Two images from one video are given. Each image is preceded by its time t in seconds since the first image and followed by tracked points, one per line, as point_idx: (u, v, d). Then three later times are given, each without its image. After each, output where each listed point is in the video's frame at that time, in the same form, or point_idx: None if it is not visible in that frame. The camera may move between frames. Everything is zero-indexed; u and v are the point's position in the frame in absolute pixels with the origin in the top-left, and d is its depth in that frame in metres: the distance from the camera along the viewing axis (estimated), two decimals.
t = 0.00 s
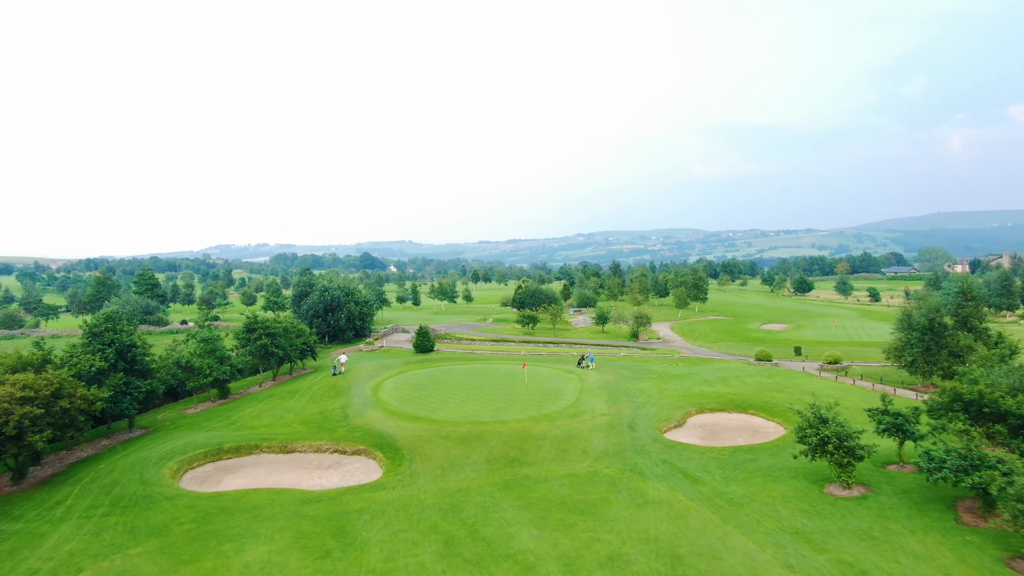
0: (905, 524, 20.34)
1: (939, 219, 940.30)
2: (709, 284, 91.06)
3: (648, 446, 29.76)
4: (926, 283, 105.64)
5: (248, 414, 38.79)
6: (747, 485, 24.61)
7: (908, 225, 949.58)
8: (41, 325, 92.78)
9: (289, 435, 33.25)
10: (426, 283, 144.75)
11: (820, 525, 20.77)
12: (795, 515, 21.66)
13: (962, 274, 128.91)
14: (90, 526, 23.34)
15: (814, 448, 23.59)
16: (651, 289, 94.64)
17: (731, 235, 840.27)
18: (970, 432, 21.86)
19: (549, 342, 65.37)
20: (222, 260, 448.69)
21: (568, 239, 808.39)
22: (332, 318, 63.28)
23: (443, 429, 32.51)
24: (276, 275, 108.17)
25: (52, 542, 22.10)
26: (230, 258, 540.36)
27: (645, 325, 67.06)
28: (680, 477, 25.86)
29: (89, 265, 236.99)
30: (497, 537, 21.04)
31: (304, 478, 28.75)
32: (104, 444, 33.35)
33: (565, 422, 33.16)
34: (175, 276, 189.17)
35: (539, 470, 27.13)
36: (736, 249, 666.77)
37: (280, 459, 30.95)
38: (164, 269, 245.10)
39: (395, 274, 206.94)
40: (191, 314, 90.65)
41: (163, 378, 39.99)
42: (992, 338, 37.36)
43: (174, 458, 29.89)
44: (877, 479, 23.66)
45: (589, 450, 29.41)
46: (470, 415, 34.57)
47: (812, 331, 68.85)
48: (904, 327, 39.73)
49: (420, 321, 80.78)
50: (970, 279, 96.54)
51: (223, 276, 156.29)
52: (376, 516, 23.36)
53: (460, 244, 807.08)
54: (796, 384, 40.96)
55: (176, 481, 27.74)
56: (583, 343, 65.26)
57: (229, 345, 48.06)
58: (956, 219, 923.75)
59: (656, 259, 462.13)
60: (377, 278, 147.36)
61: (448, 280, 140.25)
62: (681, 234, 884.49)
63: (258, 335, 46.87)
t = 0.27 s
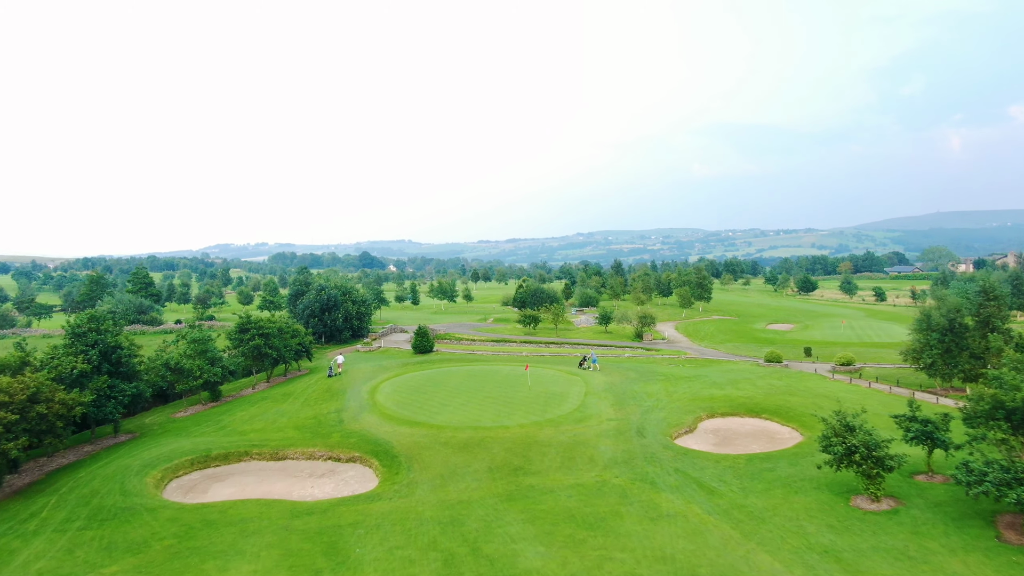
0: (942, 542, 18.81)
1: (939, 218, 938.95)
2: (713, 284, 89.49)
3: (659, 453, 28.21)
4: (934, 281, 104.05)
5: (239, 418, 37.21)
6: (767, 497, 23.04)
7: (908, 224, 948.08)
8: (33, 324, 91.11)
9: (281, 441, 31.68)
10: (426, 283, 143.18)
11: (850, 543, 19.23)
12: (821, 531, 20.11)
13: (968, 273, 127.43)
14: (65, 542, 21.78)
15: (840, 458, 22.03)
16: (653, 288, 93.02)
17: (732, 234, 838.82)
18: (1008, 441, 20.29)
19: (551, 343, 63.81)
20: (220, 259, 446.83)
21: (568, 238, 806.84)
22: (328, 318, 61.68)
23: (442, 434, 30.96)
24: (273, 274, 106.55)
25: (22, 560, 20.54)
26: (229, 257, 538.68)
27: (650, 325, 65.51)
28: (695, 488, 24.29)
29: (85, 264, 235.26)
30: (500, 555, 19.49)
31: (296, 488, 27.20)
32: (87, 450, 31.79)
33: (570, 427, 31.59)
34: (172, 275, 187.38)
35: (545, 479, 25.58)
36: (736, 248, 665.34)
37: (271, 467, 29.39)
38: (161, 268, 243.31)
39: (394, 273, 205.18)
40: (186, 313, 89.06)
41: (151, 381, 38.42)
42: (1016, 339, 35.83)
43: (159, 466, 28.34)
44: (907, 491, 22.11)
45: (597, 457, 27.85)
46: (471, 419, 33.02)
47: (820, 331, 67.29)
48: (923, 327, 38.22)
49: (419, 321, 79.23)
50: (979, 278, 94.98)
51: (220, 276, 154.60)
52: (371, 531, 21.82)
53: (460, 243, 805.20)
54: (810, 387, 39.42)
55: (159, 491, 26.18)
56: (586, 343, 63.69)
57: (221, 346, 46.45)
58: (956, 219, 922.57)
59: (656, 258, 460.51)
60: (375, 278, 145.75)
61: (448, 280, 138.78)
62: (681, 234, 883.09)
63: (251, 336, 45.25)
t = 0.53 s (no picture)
0: (986, 562, 17.25)
1: (940, 217, 937.39)
2: (718, 282, 87.89)
3: (671, 460, 26.63)
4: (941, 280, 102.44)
5: (230, 421, 35.61)
6: (790, 511, 21.42)
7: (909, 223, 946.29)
8: (26, 323, 89.49)
9: (272, 447, 30.08)
10: (425, 281, 141.64)
11: (884, 563, 17.66)
12: (852, 549, 18.55)
13: (974, 272, 125.86)
14: (34, 558, 20.21)
15: (868, 469, 20.46)
16: (657, 287, 91.35)
17: (732, 233, 837.16)
18: None
19: (554, 343, 62.23)
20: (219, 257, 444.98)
21: (568, 237, 805.28)
22: (325, 317, 60.03)
23: (441, 440, 29.39)
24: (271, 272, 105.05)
25: None
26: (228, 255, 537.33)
27: (654, 324, 63.89)
28: (712, 500, 22.70)
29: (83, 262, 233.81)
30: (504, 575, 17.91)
31: (286, 498, 25.64)
32: (67, 457, 30.18)
33: (576, 433, 30.01)
34: (171, 274, 185.92)
35: (550, 490, 24.00)
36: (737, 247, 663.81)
37: (260, 475, 27.83)
38: (159, 266, 241.76)
39: (393, 272, 203.53)
40: (181, 312, 87.45)
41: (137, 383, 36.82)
42: None
43: (141, 474, 26.76)
44: (941, 505, 20.55)
45: (605, 465, 26.26)
46: (471, 424, 31.45)
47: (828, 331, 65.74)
48: (943, 327, 36.64)
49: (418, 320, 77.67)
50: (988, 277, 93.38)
51: (218, 274, 153.14)
52: (364, 546, 20.26)
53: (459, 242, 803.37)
54: (825, 390, 37.84)
55: (140, 502, 24.62)
56: (589, 343, 62.08)
57: (212, 346, 44.82)
58: (957, 218, 920.96)
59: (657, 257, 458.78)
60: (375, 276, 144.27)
61: (448, 278, 137.39)
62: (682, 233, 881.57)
63: (243, 335, 43.58)
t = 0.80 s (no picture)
0: None
1: (942, 216, 935.14)
2: (723, 281, 86.30)
3: (685, 469, 25.05)
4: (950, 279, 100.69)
5: (219, 425, 34.04)
6: (816, 525, 19.82)
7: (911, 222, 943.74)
8: (19, 321, 87.96)
9: (261, 452, 28.49)
10: (425, 279, 140.05)
11: None
12: (887, 570, 16.98)
13: (982, 271, 124.13)
14: None
15: (902, 482, 18.90)
16: (661, 285, 89.70)
17: (733, 232, 835.36)
18: None
19: (556, 343, 60.66)
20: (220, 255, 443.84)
21: (569, 236, 803.56)
22: (321, 316, 58.48)
23: (440, 447, 27.80)
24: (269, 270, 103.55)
25: None
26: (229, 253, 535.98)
27: (660, 323, 62.23)
28: (730, 513, 21.11)
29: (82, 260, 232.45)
30: None
31: (274, 509, 24.10)
32: (45, 463, 28.63)
33: (583, 439, 28.42)
34: (169, 272, 184.47)
35: (556, 502, 22.42)
36: (738, 246, 662.37)
37: (248, 483, 26.28)
38: (158, 264, 240.19)
39: (393, 270, 201.94)
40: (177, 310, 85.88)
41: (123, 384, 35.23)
42: None
43: (121, 483, 25.21)
44: (980, 521, 18.97)
45: (614, 474, 24.68)
46: (471, 429, 29.86)
47: (837, 331, 64.10)
48: (965, 327, 35.05)
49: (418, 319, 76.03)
50: (999, 276, 91.61)
51: (217, 272, 151.75)
52: (355, 565, 18.69)
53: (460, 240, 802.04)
54: (841, 393, 36.23)
55: (118, 514, 23.08)
56: (593, 343, 60.49)
57: (203, 345, 43.23)
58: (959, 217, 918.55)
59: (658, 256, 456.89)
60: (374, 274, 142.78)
61: (448, 277, 135.87)
62: (683, 231, 879.75)
63: (235, 334, 41.98)
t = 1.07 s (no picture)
0: None
1: (945, 215, 931.91)
2: (730, 279, 84.69)
3: (700, 479, 23.44)
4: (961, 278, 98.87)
5: (208, 429, 32.48)
6: (846, 544, 18.25)
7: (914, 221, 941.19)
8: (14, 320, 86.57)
9: (249, 459, 26.93)
10: (426, 278, 138.43)
11: None
12: None
13: (991, 271, 122.35)
14: None
15: (942, 497, 17.30)
16: (666, 284, 88.08)
17: (736, 231, 833.29)
18: None
19: (560, 343, 59.07)
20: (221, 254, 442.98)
21: (571, 234, 801.68)
22: (319, 315, 56.93)
23: (438, 454, 26.25)
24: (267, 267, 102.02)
25: None
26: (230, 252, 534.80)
27: (667, 323, 60.57)
28: (752, 529, 19.52)
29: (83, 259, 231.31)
30: None
31: (261, 521, 22.53)
32: (21, 471, 27.10)
33: (590, 446, 26.82)
34: (169, 270, 183.11)
35: (563, 516, 20.84)
36: (741, 245, 660.45)
37: (234, 493, 24.74)
38: (158, 263, 238.86)
39: (395, 269, 200.45)
40: (174, 309, 84.45)
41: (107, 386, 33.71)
42: None
43: (99, 493, 23.67)
44: None
45: (624, 484, 23.09)
46: (472, 434, 28.29)
47: (849, 331, 62.39)
48: (990, 328, 33.41)
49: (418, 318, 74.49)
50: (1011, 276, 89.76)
51: (216, 271, 150.23)
52: None
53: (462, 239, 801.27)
54: (859, 396, 34.60)
55: (93, 528, 21.54)
56: (598, 343, 58.91)
57: (194, 345, 41.67)
58: (962, 216, 915.70)
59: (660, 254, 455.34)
60: (375, 272, 141.20)
61: (450, 275, 134.34)
62: (685, 230, 877.71)
63: (227, 334, 40.41)
